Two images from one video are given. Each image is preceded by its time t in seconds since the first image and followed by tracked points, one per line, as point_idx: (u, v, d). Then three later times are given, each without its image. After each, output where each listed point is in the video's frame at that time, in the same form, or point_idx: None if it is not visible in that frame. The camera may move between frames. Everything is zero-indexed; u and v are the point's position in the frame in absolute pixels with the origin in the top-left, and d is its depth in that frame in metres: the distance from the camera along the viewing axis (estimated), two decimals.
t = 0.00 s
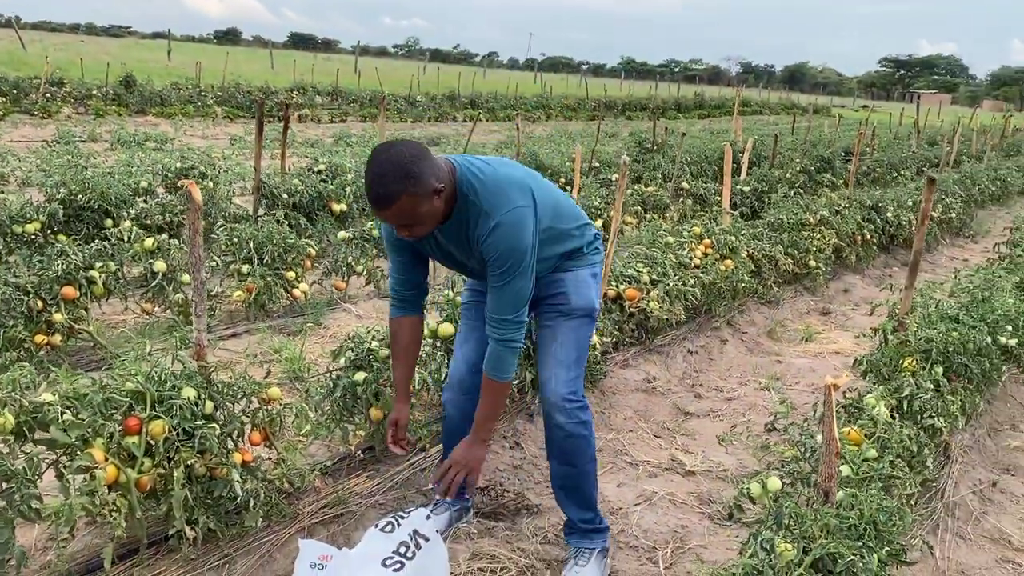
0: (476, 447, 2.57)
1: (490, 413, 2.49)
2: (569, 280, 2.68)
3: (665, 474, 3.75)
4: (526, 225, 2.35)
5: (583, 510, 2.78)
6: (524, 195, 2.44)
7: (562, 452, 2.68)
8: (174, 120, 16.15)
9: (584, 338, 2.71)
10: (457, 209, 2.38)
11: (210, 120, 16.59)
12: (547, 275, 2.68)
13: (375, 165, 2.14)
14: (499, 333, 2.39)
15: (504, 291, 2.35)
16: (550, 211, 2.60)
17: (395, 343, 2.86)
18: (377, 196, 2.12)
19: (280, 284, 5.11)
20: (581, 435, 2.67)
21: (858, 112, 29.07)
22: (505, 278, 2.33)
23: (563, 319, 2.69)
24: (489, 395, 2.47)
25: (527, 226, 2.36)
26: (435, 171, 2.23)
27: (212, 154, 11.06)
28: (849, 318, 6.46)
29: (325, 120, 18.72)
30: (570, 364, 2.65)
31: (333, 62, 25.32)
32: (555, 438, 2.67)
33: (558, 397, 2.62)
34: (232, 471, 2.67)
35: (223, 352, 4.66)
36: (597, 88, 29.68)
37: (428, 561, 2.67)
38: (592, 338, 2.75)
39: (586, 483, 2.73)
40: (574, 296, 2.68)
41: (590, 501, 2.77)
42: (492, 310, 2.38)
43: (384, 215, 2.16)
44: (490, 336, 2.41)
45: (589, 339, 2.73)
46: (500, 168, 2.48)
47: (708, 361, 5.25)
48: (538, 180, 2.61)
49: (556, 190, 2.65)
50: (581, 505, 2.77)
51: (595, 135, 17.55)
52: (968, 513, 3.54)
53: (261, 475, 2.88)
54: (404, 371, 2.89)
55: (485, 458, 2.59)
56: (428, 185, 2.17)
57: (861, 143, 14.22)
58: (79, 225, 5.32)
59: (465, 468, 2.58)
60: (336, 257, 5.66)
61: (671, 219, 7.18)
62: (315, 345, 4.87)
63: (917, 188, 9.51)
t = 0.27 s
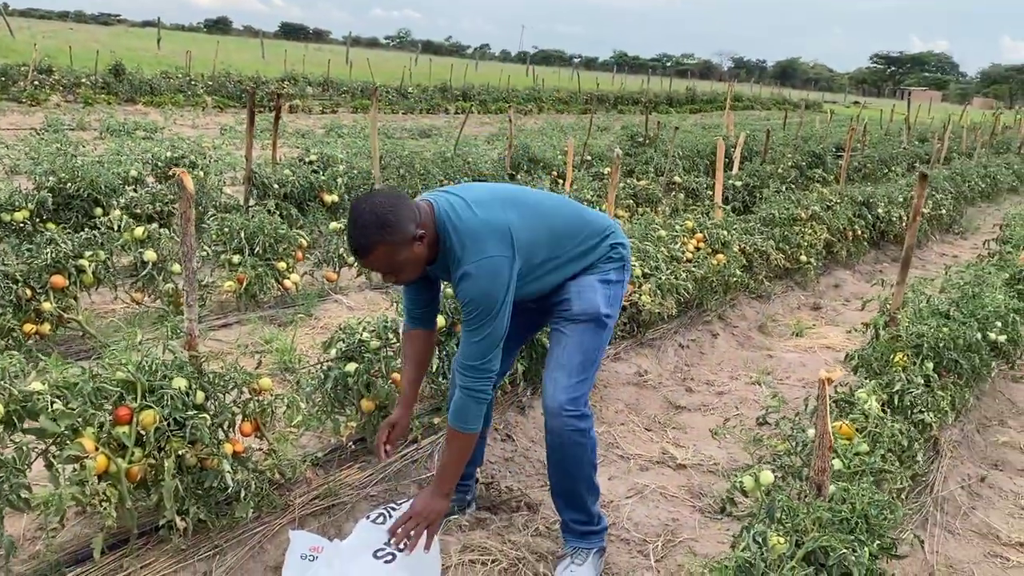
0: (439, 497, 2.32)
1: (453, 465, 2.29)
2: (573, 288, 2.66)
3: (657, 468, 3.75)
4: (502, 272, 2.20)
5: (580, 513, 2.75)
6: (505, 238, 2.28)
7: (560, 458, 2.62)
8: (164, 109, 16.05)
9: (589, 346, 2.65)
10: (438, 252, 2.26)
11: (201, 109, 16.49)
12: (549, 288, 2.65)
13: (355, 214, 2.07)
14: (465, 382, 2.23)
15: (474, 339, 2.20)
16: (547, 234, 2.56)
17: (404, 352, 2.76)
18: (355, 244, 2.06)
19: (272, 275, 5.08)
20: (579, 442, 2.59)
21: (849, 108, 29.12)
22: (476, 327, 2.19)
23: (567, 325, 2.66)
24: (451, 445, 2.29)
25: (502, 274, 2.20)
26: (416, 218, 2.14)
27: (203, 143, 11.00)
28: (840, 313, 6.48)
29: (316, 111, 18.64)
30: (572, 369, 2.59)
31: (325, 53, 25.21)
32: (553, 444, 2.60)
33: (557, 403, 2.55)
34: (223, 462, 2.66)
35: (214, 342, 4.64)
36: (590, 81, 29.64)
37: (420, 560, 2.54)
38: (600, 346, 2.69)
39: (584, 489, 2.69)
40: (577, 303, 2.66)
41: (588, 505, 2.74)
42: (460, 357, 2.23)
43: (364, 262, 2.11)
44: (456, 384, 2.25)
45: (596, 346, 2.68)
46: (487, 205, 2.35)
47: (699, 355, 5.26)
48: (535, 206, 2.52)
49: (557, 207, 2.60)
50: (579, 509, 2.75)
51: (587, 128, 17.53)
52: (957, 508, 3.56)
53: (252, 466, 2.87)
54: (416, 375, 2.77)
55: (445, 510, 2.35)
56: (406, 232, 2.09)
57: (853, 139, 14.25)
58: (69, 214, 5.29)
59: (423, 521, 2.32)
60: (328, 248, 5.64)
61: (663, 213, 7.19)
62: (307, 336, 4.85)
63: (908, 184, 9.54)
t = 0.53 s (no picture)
0: (439, 499, 2.35)
1: (455, 467, 2.32)
2: (573, 280, 2.69)
3: (654, 456, 3.77)
4: (504, 276, 2.22)
5: (579, 499, 2.76)
6: (504, 244, 2.30)
7: (560, 444, 2.61)
8: (160, 95, 15.99)
9: (589, 336, 2.67)
10: (438, 264, 2.26)
11: (198, 97, 16.43)
12: (550, 285, 2.66)
13: (355, 229, 2.06)
14: (468, 385, 2.24)
15: (477, 342, 2.21)
16: (545, 238, 2.59)
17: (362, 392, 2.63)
18: (358, 260, 2.05)
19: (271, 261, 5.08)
20: (578, 428, 2.59)
21: (847, 101, 29.10)
22: (479, 331, 2.20)
23: (566, 316, 2.68)
24: (454, 448, 2.30)
25: (504, 278, 2.22)
26: (417, 231, 2.14)
27: (200, 130, 10.96)
28: (837, 305, 6.49)
29: (313, 99, 18.58)
30: (572, 357, 2.60)
31: (322, 41, 25.12)
32: (552, 430, 2.59)
33: (556, 389, 2.54)
34: (223, 446, 2.66)
35: (213, 328, 4.64)
36: (588, 72, 29.57)
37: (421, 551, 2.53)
38: (599, 337, 2.71)
39: (583, 474, 2.69)
40: (577, 294, 2.68)
41: (587, 490, 2.74)
42: (463, 360, 2.24)
43: (366, 277, 2.09)
44: (460, 387, 2.26)
45: (595, 336, 2.69)
46: (484, 212, 2.36)
47: (697, 345, 5.27)
48: (529, 213, 2.55)
49: (551, 212, 2.63)
50: (577, 495, 2.75)
51: (585, 119, 17.50)
52: (953, 498, 3.58)
53: (251, 450, 2.87)
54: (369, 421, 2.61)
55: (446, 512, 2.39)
56: (407, 246, 2.08)
57: (851, 132, 14.24)
58: (67, 198, 5.27)
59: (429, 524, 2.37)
60: (327, 235, 5.64)
61: (661, 204, 7.19)
62: (305, 323, 4.85)
63: (905, 177, 9.55)
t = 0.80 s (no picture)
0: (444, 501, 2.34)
1: (461, 469, 2.30)
2: (572, 270, 2.69)
3: (653, 444, 3.78)
4: (514, 274, 2.23)
5: (580, 484, 2.77)
6: (511, 241, 2.30)
7: (561, 429, 2.61)
8: (160, 82, 15.94)
9: (589, 323, 2.67)
10: (446, 265, 2.25)
11: (197, 84, 16.38)
12: (551, 277, 2.66)
13: (364, 231, 2.05)
14: (477, 384, 2.25)
15: (487, 341, 2.22)
16: (546, 235, 2.60)
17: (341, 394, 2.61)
18: (367, 262, 2.03)
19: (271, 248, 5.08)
20: (580, 414, 2.59)
21: (848, 94, 29.03)
22: (489, 330, 2.21)
23: (566, 304, 2.68)
24: (462, 448, 2.30)
25: (514, 275, 2.23)
26: (426, 232, 2.14)
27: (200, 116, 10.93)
28: (837, 297, 6.49)
29: (313, 87, 18.53)
30: (573, 344, 2.60)
31: (323, 29, 25.04)
32: (554, 416, 2.59)
33: (557, 375, 2.54)
34: (224, 430, 2.66)
35: (213, 314, 4.64)
36: (589, 62, 29.48)
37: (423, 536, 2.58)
38: (599, 324, 2.71)
39: (584, 459, 2.69)
40: (577, 283, 2.68)
41: (587, 475, 2.75)
42: (472, 359, 2.25)
43: (376, 280, 2.08)
44: (468, 386, 2.27)
45: (595, 323, 2.70)
46: (488, 211, 2.36)
47: (697, 335, 5.27)
48: (529, 209, 2.55)
49: (549, 207, 2.64)
50: (577, 480, 2.76)
51: (586, 109, 17.46)
52: (951, 489, 3.59)
53: (253, 435, 2.87)
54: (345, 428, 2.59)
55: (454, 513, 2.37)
56: (417, 248, 2.07)
57: (852, 124, 14.21)
58: (66, 182, 5.27)
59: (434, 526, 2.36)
60: (327, 222, 5.64)
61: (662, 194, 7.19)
62: (305, 310, 4.85)
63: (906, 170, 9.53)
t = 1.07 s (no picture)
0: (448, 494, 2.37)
1: (465, 462, 2.32)
2: (574, 260, 2.69)
3: (655, 435, 3.78)
4: (518, 269, 2.22)
5: (579, 474, 2.78)
6: (515, 234, 2.29)
7: (561, 420, 2.62)
8: (163, 70, 15.93)
9: (590, 314, 2.67)
10: (450, 258, 2.25)
11: (200, 73, 16.36)
12: (553, 268, 2.66)
13: (368, 225, 2.04)
14: (480, 379, 2.24)
15: (490, 336, 2.22)
16: (550, 228, 2.59)
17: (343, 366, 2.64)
18: (372, 256, 2.03)
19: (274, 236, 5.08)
20: (580, 405, 2.59)
21: (852, 87, 28.94)
22: (492, 325, 2.21)
23: (567, 294, 2.67)
24: (465, 441, 2.31)
25: (518, 270, 2.22)
26: (430, 226, 2.13)
27: (203, 105, 10.92)
28: (839, 290, 6.49)
29: (316, 76, 18.50)
30: (573, 335, 2.60)
31: (326, 18, 24.97)
32: (554, 407, 2.60)
33: (557, 367, 2.55)
34: (227, 417, 2.66)
35: (215, 302, 4.65)
36: (592, 53, 29.40)
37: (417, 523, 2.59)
38: (600, 315, 2.71)
39: (584, 449, 2.70)
40: (578, 274, 2.67)
41: (587, 465, 2.75)
42: (475, 353, 2.25)
43: (380, 274, 2.08)
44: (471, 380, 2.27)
45: (596, 315, 2.69)
46: (492, 203, 2.35)
47: (699, 327, 5.27)
48: (533, 200, 2.54)
49: (552, 198, 2.62)
50: (577, 469, 2.77)
51: (589, 100, 17.41)
52: (952, 481, 3.59)
53: (255, 422, 2.88)
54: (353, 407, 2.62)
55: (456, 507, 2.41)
56: (421, 242, 2.06)
57: (856, 117, 14.17)
58: (69, 170, 5.27)
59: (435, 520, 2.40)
60: (330, 211, 5.64)
61: (665, 185, 7.18)
62: (308, 299, 4.86)
63: (910, 163, 9.51)
